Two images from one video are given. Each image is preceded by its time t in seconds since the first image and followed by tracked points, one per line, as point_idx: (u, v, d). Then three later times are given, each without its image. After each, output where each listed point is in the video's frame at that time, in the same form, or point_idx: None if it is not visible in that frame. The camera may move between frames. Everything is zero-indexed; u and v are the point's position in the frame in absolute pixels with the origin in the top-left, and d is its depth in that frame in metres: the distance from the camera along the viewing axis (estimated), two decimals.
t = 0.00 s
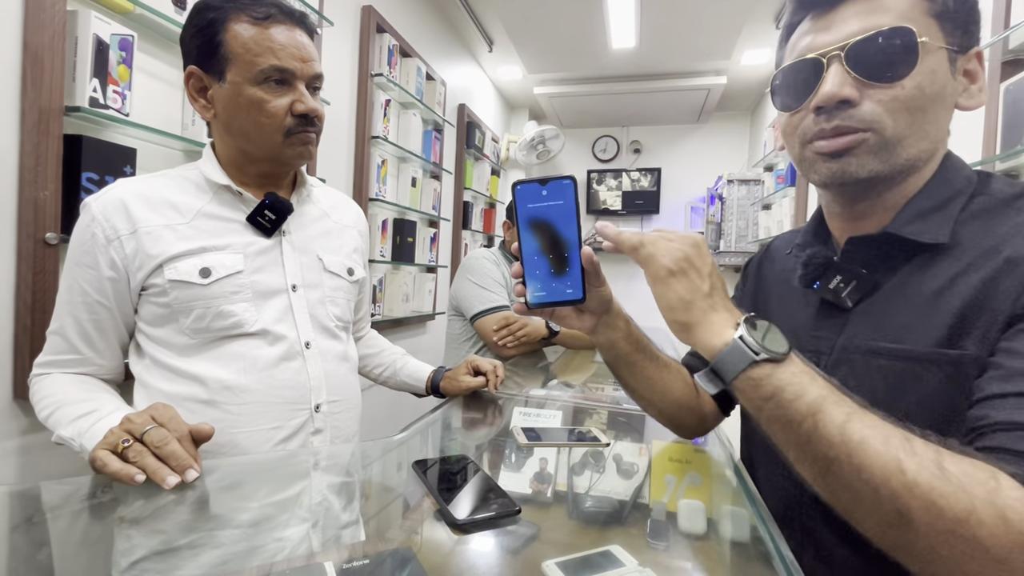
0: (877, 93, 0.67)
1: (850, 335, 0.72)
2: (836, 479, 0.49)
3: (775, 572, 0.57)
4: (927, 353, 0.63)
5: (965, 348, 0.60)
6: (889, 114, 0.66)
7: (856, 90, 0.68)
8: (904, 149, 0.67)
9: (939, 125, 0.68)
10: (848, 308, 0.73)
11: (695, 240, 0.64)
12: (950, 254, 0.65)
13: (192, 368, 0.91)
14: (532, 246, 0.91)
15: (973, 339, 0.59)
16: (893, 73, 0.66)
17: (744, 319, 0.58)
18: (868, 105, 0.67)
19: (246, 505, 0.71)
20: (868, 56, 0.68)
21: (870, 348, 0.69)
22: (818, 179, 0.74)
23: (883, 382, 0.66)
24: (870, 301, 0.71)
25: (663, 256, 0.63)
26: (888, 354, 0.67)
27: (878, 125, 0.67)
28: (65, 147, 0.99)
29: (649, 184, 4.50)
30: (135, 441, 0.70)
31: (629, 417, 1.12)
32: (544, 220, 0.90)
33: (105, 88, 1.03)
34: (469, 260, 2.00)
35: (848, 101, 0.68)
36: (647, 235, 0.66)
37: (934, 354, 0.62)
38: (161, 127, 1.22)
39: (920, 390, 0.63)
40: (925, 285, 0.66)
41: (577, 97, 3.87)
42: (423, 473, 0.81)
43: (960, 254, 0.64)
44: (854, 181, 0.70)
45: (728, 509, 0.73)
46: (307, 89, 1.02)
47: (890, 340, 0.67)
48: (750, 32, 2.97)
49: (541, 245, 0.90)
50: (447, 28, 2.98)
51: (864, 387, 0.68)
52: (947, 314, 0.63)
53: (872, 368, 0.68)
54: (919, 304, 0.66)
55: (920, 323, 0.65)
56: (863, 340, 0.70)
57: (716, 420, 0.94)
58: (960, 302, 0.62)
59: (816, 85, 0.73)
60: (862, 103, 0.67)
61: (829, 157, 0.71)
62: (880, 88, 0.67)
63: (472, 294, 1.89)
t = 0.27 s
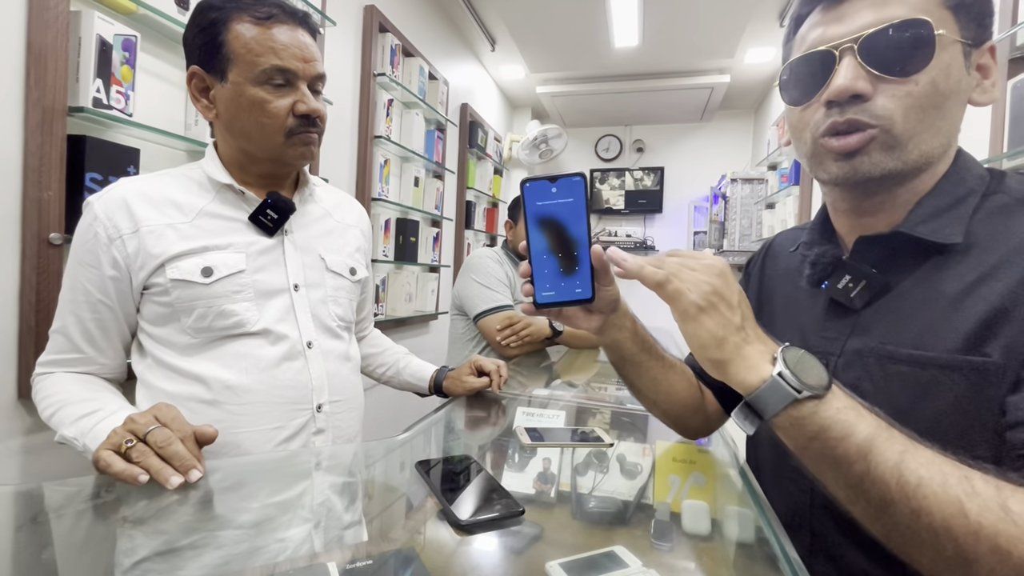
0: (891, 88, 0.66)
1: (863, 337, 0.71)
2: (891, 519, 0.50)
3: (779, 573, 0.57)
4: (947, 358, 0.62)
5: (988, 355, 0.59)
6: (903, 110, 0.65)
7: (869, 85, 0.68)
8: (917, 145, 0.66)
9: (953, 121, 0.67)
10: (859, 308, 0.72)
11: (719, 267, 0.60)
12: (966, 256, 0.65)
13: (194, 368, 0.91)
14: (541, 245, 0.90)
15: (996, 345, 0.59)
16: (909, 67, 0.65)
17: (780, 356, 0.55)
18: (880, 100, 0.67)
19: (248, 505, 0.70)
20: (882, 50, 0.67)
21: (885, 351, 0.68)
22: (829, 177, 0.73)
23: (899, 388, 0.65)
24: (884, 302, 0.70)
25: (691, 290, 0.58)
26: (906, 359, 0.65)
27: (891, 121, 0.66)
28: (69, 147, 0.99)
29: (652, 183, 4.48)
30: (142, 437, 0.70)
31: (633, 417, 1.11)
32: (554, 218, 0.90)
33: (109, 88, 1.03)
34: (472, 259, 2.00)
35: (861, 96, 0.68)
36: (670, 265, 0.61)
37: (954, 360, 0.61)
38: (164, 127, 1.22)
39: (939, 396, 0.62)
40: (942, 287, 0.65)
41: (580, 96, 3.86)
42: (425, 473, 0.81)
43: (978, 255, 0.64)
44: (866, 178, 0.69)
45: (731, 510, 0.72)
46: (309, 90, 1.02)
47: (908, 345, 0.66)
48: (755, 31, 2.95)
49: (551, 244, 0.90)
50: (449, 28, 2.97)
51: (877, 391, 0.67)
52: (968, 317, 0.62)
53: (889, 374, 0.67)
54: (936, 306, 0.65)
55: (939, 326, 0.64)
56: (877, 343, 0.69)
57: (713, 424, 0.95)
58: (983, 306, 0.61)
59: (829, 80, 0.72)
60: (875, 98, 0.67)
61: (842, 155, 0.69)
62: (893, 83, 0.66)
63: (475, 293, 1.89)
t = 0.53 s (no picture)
0: (888, 90, 0.64)
1: (863, 338, 0.70)
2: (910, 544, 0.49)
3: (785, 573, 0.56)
4: (944, 362, 0.61)
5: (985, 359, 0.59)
6: (902, 112, 0.63)
7: (866, 87, 0.65)
8: (914, 148, 0.65)
9: (953, 122, 0.65)
10: (860, 310, 0.72)
11: (722, 314, 0.53)
12: (966, 257, 0.64)
13: (198, 367, 0.91)
14: (558, 244, 0.90)
15: (993, 349, 0.58)
16: (906, 69, 0.62)
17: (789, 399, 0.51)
18: (879, 102, 0.64)
19: (252, 505, 0.71)
20: (880, 52, 0.65)
21: (884, 353, 0.67)
22: (828, 179, 0.72)
23: (896, 391, 0.65)
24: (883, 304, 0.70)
25: (695, 342, 0.52)
26: (906, 361, 0.65)
27: (888, 123, 0.64)
28: (73, 147, 0.99)
29: (656, 182, 4.47)
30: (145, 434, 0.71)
31: (637, 417, 1.11)
32: (571, 216, 0.91)
33: (114, 88, 1.03)
34: (476, 259, 2.00)
35: (857, 98, 0.66)
36: (670, 317, 0.54)
37: (951, 363, 0.61)
38: (168, 127, 1.22)
39: (935, 399, 0.61)
40: (942, 288, 0.65)
41: (583, 95, 3.85)
42: (429, 473, 0.81)
43: (978, 257, 0.63)
44: (863, 181, 0.68)
45: (737, 510, 0.72)
46: (311, 89, 1.02)
47: (907, 347, 0.65)
48: (759, 28, 2.94)
49: (568, 243, 0.90)
50: (452, 26, 2.97)
51: (875, 393, 0.67)
52: (966, 320, 0.61)
53: (887, 376, 0.66)
54: (937, 309, 0.64)
55: (938, 329, 0.64)
56: (877, 345, 0.68)
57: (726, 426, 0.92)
58: (983, 310, 0.60)
59: (826, 82, 0.70)
60: (873, 100, 0.64)
61: (839, 159, 0.68)
62: (892, 86, 0.63)
63: (479, 293, 1.89)
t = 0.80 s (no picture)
0: (850, 113, 0.76)
1: (848, 324, 0.81)
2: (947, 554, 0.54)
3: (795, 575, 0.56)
4: (917, 346, 0.71)
5: (952, 345, 0.69)
6: (861, 132, 0.75)
7: (830, 111, 0.78)
8: (879, 160, 0.75)
9: (923, 133, 0.74)
10: (845, 296, 0.83)
11: (761, 405, 0.59)
12: (944, 253, 0.74)
13: (202, 367, 0.91)
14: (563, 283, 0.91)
15: (959, 338, 0.68)
16: (865, 91, 0.74)
17: (851, 462, 0.57)
18: (841, 124, 0.77)
19: (257, 504, 0.71)
20: (846, 76, 0.76)
21: (868, 338, 0.77)
22: (808, 187, 0.86)
23: (873, 370, 0.75)
24: (864, 291, 0.81)
25: (747, 440, 0.58)
26: (883, 345, 0.75)
27: (847, 142, 0.76)
28: (80, 147, 1.00)
29: (659, 180, 4.45)
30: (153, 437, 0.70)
31: (642, 417, 1.10)
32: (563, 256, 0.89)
33: (119, 88, 1.04)
34: (480, 258, 2.00)
35: (821, 121, 0.79)
36: (716, 421, 0.60)
37: (922, 347, 0.71)
38: (173, 127, 1.23)
39: (905, 379, 0.71)
40: (920, 279, 0.75)
41: (587, 94, 3.84)
42: (434, 472, 0.81)
43: (952, 255, 0.73)
44: (834, 190, 0.81)
45: (744, 510, 0.71)
46: (314, 88, 1.02)
47: (885, 332, 0.76)
48: (764, 26, 2.92)
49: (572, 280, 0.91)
50: (456, 26, 2.97)
51: (855, 370, 0.77)
52: (940, 312, 0.71)
53: (865, 357, 0.77)
54: (913, 299, 0.75)
55: (914, 318, 0.73)
56: (860, 331, 0.79)
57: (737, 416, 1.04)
58: (953, 301, 0.70)
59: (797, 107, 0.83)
60: (835, 123, 0.77)
61: (814, 172, 0.82)
62: (853, 108, 0.75)
63: (483, 292, 1.89)
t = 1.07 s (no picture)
0: (809, 128, 0.88)
1: (827, 312, 0.87)
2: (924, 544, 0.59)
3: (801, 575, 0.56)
4: (882, 332, 0.78)
5: (914, 331, 0.75)
6: (813, 143, 0.88)
7: (793, 125, 0.90)
8: (835, 165, 0.87)
9: (873, 144, 0.84)
10: (826, 288, 0.89)
11: (750, 452, 0.62)
12: (910, 248, 0.81)
13: (206, 367, 0.91)
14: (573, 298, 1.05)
15: (920, 324, 0.75)
16: (816, 108, 0.87)
17: (829, 492, 0.60)
18: (801, 137, 0.90)
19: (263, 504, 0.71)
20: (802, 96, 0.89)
21: (840, 325, 0.84)
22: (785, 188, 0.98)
23: (846, 355, 0.81)
24: (842, 283, 0.88)
25: (745, 487, 0.60)
26: (856, 332, 0.81)
27: (804, 152, 0.90)
28: (85, 148, 1.00)
29: (663, 179, 4.44)
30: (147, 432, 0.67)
31: (647, 416, 1.10)
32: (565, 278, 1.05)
33: (124, 89, 1.04)
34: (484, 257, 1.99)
35: (784, 134, 0.92)
36: (713, 470, 0.61)
37: (888, 333, 0.77)
38: (178, 127, 1.23)
39: (874, 362, 0.78)
40: (890, 272, 0.82)
41: (591, 93, 3.83)
42: (438, 471, 0.81)
43: (915, 250, 0.80)
44: (802, 191, 0.94)
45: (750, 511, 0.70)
46: (322, 89, 1.02)
47: (857, 321, 0.82)
48: (769, 24, 2.91)
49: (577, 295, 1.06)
50: (459, 25, 2.96)
51: (830, 355, 0.84)
52: (903, 301, 0.78)
53: (840, 342, 0.83)
54: (882, 289, 0.81)
55: (882, 306, 0.80)
56: (836, 318, 0.85)
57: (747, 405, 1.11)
58: (915, 292, 0.77)
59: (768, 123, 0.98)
60: (795, 135, 0.91)
61: (784, 175, 0.96)
62: (808, 123, 0.88)
63: (487, 291, 1.88)
